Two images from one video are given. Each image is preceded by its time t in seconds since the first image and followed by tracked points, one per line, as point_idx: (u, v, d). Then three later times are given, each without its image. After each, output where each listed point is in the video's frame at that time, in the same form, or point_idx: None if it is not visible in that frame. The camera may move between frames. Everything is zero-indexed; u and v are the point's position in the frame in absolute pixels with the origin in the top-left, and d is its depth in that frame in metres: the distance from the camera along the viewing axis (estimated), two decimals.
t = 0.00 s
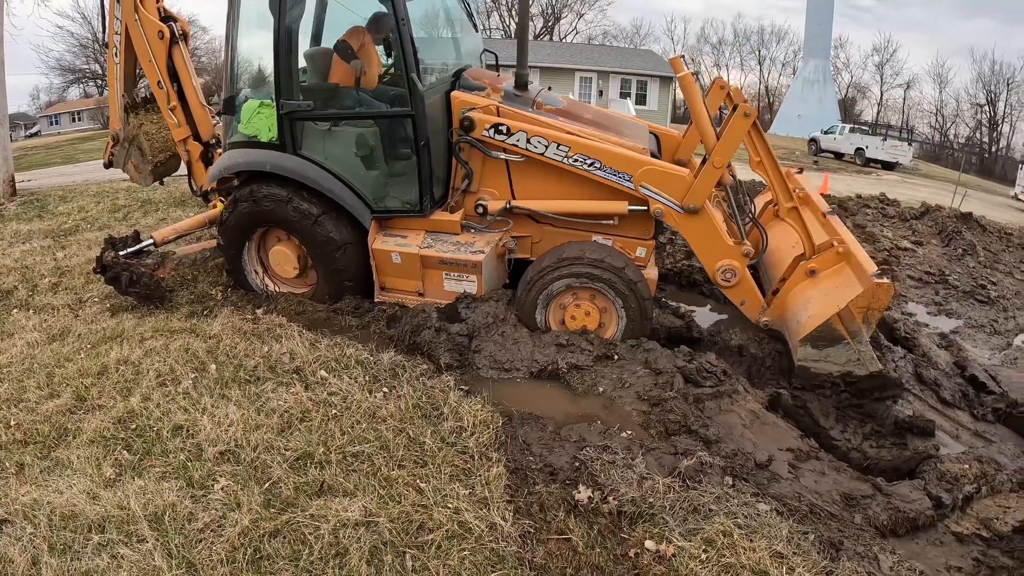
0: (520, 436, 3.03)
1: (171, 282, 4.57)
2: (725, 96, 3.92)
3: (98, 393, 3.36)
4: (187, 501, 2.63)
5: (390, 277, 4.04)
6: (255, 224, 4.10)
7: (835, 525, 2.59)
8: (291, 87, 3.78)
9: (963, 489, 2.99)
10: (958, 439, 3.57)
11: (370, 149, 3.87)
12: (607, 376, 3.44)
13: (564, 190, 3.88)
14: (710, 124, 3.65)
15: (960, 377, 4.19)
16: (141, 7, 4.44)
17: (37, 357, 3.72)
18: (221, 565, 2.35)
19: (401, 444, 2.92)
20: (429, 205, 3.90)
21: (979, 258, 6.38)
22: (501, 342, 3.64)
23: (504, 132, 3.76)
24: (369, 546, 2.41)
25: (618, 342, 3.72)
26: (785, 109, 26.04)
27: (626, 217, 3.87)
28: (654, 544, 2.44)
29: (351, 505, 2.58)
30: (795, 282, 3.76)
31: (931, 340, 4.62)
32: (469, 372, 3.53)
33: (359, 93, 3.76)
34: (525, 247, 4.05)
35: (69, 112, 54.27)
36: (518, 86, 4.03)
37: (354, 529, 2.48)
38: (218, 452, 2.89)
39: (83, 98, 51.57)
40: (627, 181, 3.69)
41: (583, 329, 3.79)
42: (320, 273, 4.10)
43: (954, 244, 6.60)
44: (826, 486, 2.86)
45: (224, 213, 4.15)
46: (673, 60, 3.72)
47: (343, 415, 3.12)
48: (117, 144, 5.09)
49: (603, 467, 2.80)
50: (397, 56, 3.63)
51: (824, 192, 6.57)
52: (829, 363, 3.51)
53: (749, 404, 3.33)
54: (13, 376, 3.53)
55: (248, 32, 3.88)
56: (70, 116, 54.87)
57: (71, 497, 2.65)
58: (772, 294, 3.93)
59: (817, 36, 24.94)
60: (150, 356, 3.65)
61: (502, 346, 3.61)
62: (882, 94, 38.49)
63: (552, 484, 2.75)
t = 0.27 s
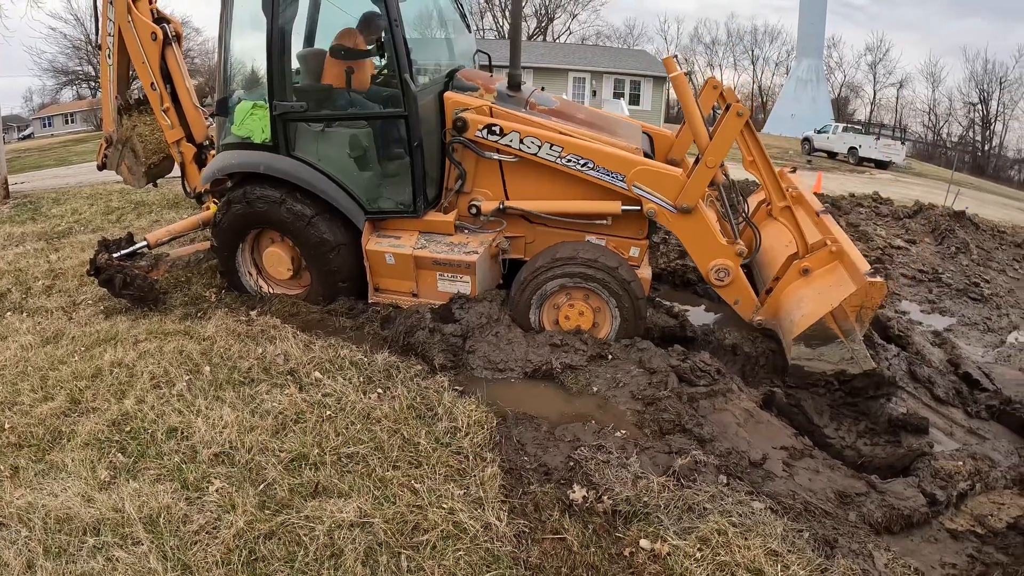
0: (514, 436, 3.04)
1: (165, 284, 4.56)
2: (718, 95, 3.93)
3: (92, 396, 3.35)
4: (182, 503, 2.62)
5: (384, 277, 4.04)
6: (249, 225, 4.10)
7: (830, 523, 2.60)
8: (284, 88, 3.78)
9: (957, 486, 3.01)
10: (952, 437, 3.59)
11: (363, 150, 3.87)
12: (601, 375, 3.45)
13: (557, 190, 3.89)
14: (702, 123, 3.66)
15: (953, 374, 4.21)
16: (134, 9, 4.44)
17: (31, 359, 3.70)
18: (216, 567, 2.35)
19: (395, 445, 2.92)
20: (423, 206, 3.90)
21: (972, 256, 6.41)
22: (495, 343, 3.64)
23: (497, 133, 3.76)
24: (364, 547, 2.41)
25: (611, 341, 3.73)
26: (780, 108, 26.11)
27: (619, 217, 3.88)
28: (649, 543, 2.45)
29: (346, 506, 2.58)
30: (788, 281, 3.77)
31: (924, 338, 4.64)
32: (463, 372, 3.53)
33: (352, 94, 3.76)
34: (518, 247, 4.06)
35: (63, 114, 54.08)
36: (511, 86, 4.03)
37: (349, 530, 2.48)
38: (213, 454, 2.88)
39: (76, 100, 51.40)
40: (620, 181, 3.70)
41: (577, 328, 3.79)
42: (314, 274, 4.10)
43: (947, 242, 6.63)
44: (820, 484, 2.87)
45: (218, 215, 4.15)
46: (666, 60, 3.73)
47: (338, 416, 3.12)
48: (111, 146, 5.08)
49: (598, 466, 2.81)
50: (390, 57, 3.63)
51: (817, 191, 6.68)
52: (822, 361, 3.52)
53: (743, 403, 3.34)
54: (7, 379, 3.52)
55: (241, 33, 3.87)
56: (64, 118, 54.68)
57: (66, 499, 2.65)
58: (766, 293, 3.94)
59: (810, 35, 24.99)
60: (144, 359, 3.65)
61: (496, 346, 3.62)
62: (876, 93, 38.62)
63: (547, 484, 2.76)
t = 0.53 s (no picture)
0: (508, 438, 3.04)
1: (158, 287, 4.55)
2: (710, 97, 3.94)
3: (85, 400, 3.34)
4: (175, 507, 2.62)
5: (376, 281, 4.05)
6: (241, 229, 4.09)
7: (823, 523, 2.61)
8: (276, 91, 3.78)
9: (950, 486, 3.03)
10: (944, 437, 3.61)
11: (356, 153, 3.87)
12: (594, 378, 3.46)
13: (549, 193, 3.89)
14: (694, 126, 3.68)
15: (945, 375, 4.23)
16: (127, 12, 4.43)
17: (23, 364, 3.69)
18: (209, 571, 2.34)
19: (388, 448, 2.92)
20: (415, 209, 3.90)
21: (963, 257, 6.45)
22: (487, 345, 3.64)
23: (489, 135, 3.77)
24: (357, 550, 2.40)
25: (604, 344, 3.73)
26: (774, 109, 26.20)
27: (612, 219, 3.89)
28: (642, 545, 2.46)
29: (339, 509, 2.58)
30: (780, 282, 3.79)
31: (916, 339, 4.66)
32: (456, 375, 3.53)
33: (344, 97, 3.76)
34: (511, 250, 4.06)
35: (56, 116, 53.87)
36: (503, 89, 4.04)
37: (342, 533, 2.48)
38: (206, 458, 2.88)
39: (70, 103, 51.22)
40: (612, 184, 3.71)
41: (570, 331, 3.80)
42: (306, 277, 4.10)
43: (939, 243, 6.67)
44: (813, 484, 2.88)
45: (210, 218, 4.15)
46: (658, 63, 3.74)
47: (331, 419, 3.12)
48: (103, 150, 5.06)
49: (591, 469, 2.81)
50: (382, 60, 3.64)
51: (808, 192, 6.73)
52: (814, 363, 3.53)
53: (735, 404, 3.35)
54: None
55: (233, 36, 3.87)
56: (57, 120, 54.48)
57: (59, 504, 2.64)
58: (758, 294, 3.95)
59: (802, 37, 25.09)
60: (136, 363, 3.64)
61: (489, 348, 3.62)
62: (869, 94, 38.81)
63: (540, 487, 2.76)
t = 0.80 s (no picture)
0: (506, 439, 3.04)
1: (156, 288, 4.54)
2: (708, 97, 3.94)
3: (83, 401, 3.33)
4: (173, 508, 2.61)
5: (375, 281, 4.05)
6: (239, 229, 4.09)
7: (822, 523, 2.62)
8: (275, 91, 3.78)
9: (948, 486, 3.03)
10: (943, 437, 3.61)
11: (354, 153, 3.87)
12: (593, 378, 3.46)
13: (548, 193, 3.89)
14: (693, 126, 3.68)
15: (944, 375, 4.23)
16: (126, 12, 4.43)
17: (21, 364, 3.68)
18: (207, 572, 2.34)
19: (387, 449, 2.92)
20: (413, 209, 3.90)
21: (962, 257, 6.46)
22: (486, 346, 3.64)
23: (488, 136, 3.77)
24: (356, 551, 2.40)
25: (602, 344, 3.73)
26: (772, 109, 26.22)
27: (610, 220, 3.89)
28: (641, 545, 2.46)
29: (338, 510, 2.58)
30: (779, 283, 3.79)
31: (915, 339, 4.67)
32: (454, 375, 3.53)
33: (342, 97, 3.76)
34: (510, 250, 4.06)
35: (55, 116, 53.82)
36: (502, 89, 4.04)
37: (341, 534, 2.47)
38: (204, 459, 2.88)
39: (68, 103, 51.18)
40: (611, 184, 3.71)
41: (568, 331, 3.80)
42: (305, 277, 4.10)
43: (937, 243, 6.68)
44: (811, 484, 2.88)
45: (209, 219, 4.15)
46: (656, 63, 3.74)
47: (329, 419, 3.12)
48: (101, 150, 5.06)
49: (589, 469, 2.81)
50: (380, 60, 3.64)
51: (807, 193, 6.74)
52: (813, 363, 3.53)
53: (734, 404, 3.35)
54: None
55: (232, 36, 3.87)
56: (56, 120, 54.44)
57: (57, 505, 2.63)
58: (757, 295, 3.96)
59: (800, 37, 25.08)
60: (135, 363, 3.63)
61: (487, 349, 3.62)
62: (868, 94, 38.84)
63: (538, 487, 2.76)
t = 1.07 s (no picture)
0: (503, 439, 3.04)
1: (152, 289, 4.53)
2: (704, 98, 3.95)
3: (79, 402, 3.32)
4: (170, 509, 2.60)
5: (371, 281, 4.04)
6: (236, 229, 4.08)
7: (819, 523, 2.62)
8: (271, 92, 3.77)
9: (946, 485, 3.03)
10: (940, 436, 3.61)
11: (351, 154, 3.87)
12: (590, 378, 3.46)
13: (544, 194, 3.89)
14: (689, 126, 3.69)
15: (940, 375, 4.24)
16: (122, 12, 4.42)
17: (17, 365, 3.67)
18: (204, 573, 2.33)
19: (384, 449, 2.92)
20: (410, 210, 3.90)
21: (958, 256, 6.47)
22: (483, 346, 3.64)
23: (484, 136, 3.77)
24: (352, 552, 2.40)
25: (599, 344, 3.73)
26: (769, 109, 26.24)
27: (607, 220, 3.88)
28: (638, 545, 2.45)
29: (335, 511, 2.57)
30: (776, 283, 3.79)
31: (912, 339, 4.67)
32: (451, 376, 3.53)
33: (338, 97, 3.75)
34: (506, 251, 4.06)
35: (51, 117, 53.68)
36: (499, 89, 4.04)
37: (337, 535, 2.47)
38: (200, 460, 2.87)
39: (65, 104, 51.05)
40: (607, 184, 3.71)
41: (565, 332, 3.80)
42: (301, 278, 4.09)
43: (934, 243, 6.69)
44: (809, 484, 2.88)
45: (205, 219, 4.14)
46: (653, 63, 3.75)
47: (326, 420, 3.12)
48: (97, 150, 5.05)
49: (586, 469, 2.81)
50: (376, 60, 3.63)
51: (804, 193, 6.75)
52: (810, 363, 3.53)
53: (731, 404, 3.35)
54: None
55: (228, 36, 3.86)
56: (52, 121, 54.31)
57: (53, 507, 2.62)
58: (753, 295, 3.96)
59: (797, 37, 25.10)
60: (131, 364, 3.62)
61: (484, 349, 3.62)
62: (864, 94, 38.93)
63: (536, 487, 2.76)
